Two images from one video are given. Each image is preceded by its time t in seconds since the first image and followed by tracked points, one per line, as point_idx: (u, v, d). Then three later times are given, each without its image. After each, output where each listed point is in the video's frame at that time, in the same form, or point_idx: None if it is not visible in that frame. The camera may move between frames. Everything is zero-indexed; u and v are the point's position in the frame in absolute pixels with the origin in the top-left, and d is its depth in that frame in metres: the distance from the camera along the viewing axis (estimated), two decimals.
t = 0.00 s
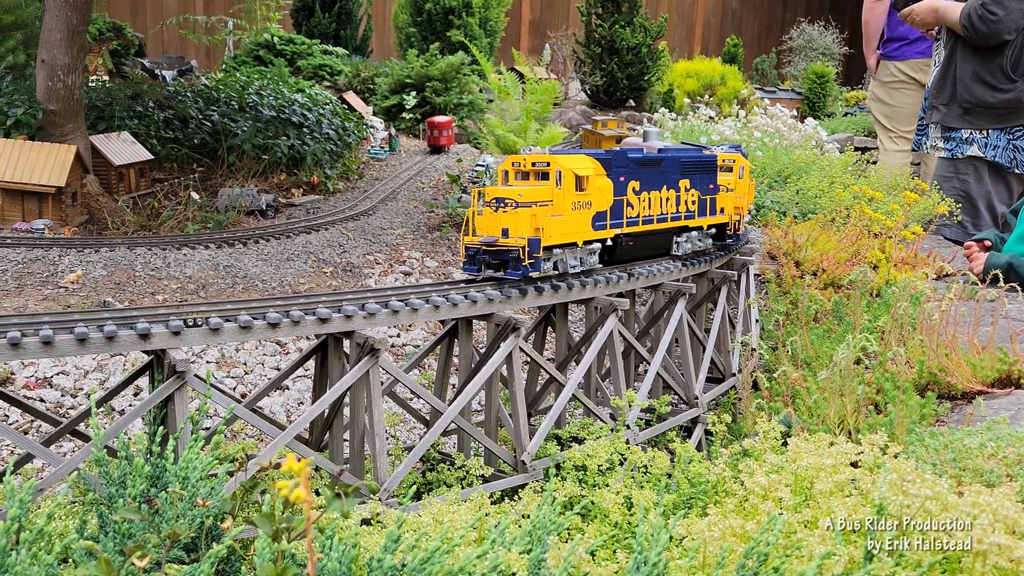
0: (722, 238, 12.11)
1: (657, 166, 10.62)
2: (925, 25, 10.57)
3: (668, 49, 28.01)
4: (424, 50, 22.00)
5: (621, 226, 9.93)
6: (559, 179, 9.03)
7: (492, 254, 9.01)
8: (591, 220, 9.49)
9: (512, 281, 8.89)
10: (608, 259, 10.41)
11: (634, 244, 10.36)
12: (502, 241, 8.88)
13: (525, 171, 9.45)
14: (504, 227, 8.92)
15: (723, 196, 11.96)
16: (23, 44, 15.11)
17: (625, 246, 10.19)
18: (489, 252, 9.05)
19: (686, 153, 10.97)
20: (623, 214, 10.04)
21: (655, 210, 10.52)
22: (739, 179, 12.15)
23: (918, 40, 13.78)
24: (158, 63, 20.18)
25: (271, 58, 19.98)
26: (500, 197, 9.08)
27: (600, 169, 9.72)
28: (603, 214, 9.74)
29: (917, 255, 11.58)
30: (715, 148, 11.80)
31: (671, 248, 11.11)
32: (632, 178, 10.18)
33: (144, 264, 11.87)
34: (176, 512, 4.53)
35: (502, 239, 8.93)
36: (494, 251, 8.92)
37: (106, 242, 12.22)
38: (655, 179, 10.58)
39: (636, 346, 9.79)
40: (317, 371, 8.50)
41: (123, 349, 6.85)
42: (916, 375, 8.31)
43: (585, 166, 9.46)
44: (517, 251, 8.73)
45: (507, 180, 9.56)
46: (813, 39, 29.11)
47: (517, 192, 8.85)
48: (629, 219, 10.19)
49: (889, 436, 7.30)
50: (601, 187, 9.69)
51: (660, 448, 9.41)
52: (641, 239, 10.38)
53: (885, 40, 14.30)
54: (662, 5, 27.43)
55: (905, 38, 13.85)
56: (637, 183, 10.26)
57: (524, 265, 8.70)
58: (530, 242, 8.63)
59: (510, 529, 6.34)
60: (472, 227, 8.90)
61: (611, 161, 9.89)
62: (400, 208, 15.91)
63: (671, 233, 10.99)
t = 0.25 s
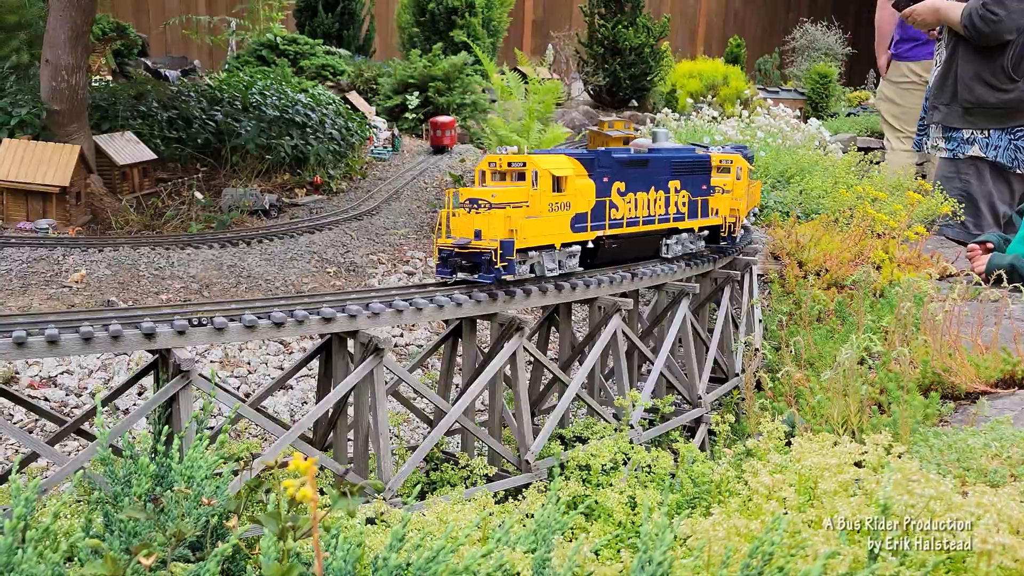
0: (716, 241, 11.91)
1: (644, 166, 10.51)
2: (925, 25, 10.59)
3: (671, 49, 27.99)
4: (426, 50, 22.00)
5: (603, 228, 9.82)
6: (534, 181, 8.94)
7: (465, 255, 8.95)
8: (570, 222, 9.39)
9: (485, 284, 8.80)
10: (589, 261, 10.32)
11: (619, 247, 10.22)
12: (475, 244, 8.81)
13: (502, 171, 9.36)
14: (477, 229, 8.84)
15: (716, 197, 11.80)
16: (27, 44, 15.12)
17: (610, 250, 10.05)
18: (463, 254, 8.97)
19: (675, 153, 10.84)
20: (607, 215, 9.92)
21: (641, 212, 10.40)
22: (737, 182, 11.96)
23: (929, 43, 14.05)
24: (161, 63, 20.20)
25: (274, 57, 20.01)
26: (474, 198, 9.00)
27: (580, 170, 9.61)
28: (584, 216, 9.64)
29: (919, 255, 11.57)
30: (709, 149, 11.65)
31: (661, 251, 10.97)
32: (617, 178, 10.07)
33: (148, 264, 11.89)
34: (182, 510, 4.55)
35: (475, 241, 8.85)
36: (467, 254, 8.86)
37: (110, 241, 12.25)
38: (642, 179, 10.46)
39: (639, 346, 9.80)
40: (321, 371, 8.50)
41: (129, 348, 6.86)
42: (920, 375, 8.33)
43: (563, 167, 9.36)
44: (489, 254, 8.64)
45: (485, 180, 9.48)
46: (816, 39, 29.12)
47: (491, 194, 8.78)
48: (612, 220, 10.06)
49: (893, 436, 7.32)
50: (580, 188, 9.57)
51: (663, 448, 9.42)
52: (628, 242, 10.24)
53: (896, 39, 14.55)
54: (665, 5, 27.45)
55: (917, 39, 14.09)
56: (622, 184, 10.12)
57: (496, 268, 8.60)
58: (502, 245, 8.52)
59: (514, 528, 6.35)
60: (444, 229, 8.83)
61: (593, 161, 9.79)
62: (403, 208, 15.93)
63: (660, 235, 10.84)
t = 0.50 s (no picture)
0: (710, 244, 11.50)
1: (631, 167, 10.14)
2: (930, 26, 10.58)
3: (676, 49, 27.99)
4: (431, 51, 21.95)
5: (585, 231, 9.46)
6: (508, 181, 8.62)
7: (434, 259, 8.53)
8: (548, 225, 9.01)
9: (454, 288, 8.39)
10: (571, 266, 9.98)
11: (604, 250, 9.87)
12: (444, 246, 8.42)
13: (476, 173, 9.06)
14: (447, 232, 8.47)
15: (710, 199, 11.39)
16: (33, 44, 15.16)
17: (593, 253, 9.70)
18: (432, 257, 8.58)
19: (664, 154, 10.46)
20: (589, 218, 9.55)
21: (627, 215, 10.02)
22: (736, 183, 11.48)
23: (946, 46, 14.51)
24: (167, 63, 20.24)
25: (279, 58, 20.08)
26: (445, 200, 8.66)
27: (558, 172, 9.25)
28: (563, 218, 9.26)
29: (926, 257, 11.55)
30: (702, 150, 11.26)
31: (650, 255, 10.59)
32: (601, 179, 9.70)
33: (155, 264, 11.92)
34: (192, 509, 4.56)
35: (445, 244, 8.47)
36: (437, 258, 8.50)
37: (117, 241, 12.29)
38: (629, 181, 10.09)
39: (646, 346, 9.83)
40: (329, 370, 8.53)
41: (138, 347, 6.89)
42: (926, 375, 8.35)
43: (539, 168, 8.98)
44: (458, 257, 8.26)
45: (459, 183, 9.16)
46: (821, 40, 29.15)
47: (461, 195, 8.52)
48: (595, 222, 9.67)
49: (900, 436, 7.34)
50: (559, 190, 9.19)
51: (670, 448, 9.44)
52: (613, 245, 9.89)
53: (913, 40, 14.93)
54: (670, 6, 27.48)
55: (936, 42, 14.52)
56: (605, 186, 9.73)
57: (465, 272, 8.24)
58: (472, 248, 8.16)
59: (523, 528, 6.37)
60: (413, 231, 8.47)
61: (574, 161, 9.43)
62: (409, 208, 15.96)
63: (648, 239, 10.46)
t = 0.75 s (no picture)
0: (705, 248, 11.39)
1: (617, 169, 10.14)
2: (937, 28, 10.46)
3: (682, 50, 27.99)
4: (438, 52, 22.01)
5: (566, 233, 9.42)
6: (482, 181, 8.54)
7: (405, 260, 8.42)
8: (523, 227, 8.93)
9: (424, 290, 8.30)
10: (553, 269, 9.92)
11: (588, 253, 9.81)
12: (414, 248, 8.31)
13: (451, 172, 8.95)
14: (418, 233, 8.36)
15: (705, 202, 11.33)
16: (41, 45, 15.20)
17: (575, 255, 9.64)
18: (402, 258, 8.47)
19: (652, 156, 10.45)
20: (570, 220, 9.51)
21: (612, 217, 9.99)
22: (735, 184, 11.44)
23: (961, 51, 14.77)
24: (174, 64, 20.31)
25: (286, 59, 20.17)
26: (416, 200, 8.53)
27: (536, 172, 9.15)
28: (542, 220, 9.19)
29: (934, 259, 11.81)
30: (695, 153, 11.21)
31: (639, 258, 10.52)
32: (584, 181, 9.69)
33: (163, 263, 11.97)
34: (203, 507, 4.58)
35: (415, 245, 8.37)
36: (408, 259, 8.42)
37: (126, 241, 12.35)
38: (615, 183, 10.08)
39: (654, 346, 9.84)
40: (338, 369, 8.55)
41: (148, 347, 6.90)
42: (935, 377, 8.36)
43: (516, 169, 8.90)
44: (428, 260, 8.16)
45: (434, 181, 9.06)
46: (829, 42, 29.16)
47: (433, 195, 8.26)
48: (577, 225, 9.63)
49: (909, 437, 7.35)
50: (537, 192, 9.12)
51: (678, 448, 9.46)
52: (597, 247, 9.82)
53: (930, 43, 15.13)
54: (676, 7, 27.50)
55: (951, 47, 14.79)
56: (588, 187, 9.70)
57: (434, 275, 8.16)
58: (442, 251, 8.09)
59: (532, 527, 6.38)
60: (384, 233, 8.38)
61: (556, 162, 9.43)
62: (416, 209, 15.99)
63: (635, 241, 10.41)
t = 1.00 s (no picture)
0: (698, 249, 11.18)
1: (604, 169, 9.94)
2: (945, 29, 10.45)
3: (690, 51, 28.00)
4: (446, 53, 22.04)
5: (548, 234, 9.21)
6: (455, 181, 8.38)
7: (375, 261, 8.26)
8: (499, 228, 8.75)
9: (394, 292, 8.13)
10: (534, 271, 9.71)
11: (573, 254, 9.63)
12: (385, 249, 8.16)
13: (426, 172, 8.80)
14: (388, 234, 8.20)
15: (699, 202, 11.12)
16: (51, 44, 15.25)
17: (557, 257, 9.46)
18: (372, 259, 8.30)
19: (642, 156, 10.24)
20: (551, 221, 9.30)
21: (598, 218, 9.80)
22: (733, 185, 11.24)
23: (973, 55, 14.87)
24: (183, 64, 20.38)
25: (295, 59, 20.20)
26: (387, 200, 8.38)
27: (515, 172, 8.96)
28: (520, 221, 9.00)
29: (943, 259, 11.71)
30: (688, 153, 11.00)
31: (628, 259, 10.33)
32: (568, 181, 9.48)
33: (173, 262, 12.03)
34: (216, 502, 4.59)
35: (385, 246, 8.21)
36: (378, 260, 8.27)
37: (136, 240, 12.40)
38: (602, 183, 9.88)
39: (663, 346, 9.86)
40: (349, 367, 8.57)
41: (160, 344, 6.91)
42: (945, 377, 8.37)
43: (493, 168, 8.71)
44: (396, 260, 8.00)
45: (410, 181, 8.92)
46: (837, 43, 29.19)
47: (403, 195, 8.11)
48: (560, 226, 9.42)
49: (919, 437, 7.36)
50: (516, 192, 8.93)
51: (687, 448, 9.47)
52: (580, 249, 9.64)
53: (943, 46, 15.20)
54: (684, 8, 27.54)
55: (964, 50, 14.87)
56: (572, 187, 9.49)
57: (403, 277, 7.99)
58: (410, 251, 7.92)
59: (543, 525, 6.39)
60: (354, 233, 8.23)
61: (538, 162, 9.22)
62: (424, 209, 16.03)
63: (623, 243, 10.21)
